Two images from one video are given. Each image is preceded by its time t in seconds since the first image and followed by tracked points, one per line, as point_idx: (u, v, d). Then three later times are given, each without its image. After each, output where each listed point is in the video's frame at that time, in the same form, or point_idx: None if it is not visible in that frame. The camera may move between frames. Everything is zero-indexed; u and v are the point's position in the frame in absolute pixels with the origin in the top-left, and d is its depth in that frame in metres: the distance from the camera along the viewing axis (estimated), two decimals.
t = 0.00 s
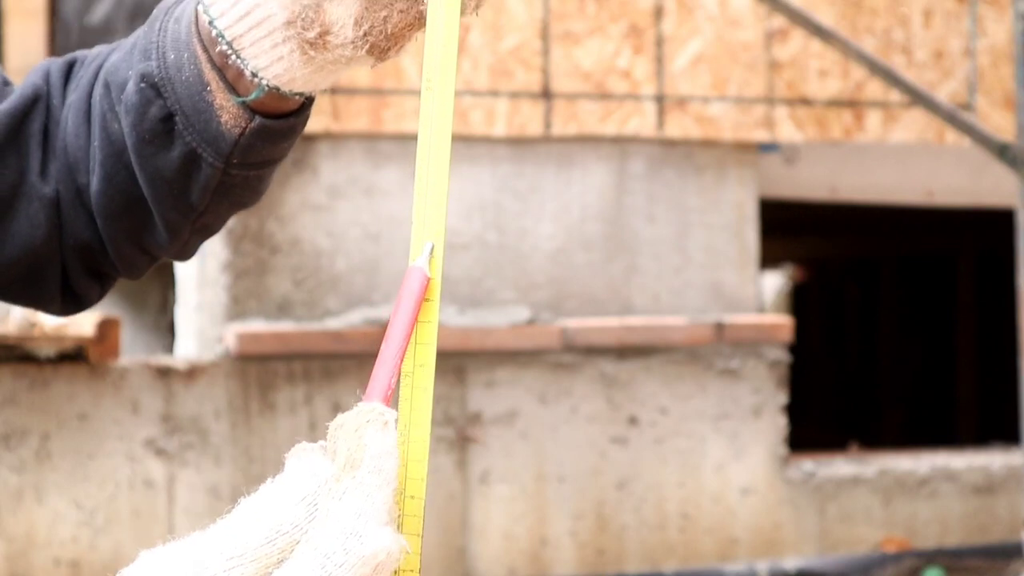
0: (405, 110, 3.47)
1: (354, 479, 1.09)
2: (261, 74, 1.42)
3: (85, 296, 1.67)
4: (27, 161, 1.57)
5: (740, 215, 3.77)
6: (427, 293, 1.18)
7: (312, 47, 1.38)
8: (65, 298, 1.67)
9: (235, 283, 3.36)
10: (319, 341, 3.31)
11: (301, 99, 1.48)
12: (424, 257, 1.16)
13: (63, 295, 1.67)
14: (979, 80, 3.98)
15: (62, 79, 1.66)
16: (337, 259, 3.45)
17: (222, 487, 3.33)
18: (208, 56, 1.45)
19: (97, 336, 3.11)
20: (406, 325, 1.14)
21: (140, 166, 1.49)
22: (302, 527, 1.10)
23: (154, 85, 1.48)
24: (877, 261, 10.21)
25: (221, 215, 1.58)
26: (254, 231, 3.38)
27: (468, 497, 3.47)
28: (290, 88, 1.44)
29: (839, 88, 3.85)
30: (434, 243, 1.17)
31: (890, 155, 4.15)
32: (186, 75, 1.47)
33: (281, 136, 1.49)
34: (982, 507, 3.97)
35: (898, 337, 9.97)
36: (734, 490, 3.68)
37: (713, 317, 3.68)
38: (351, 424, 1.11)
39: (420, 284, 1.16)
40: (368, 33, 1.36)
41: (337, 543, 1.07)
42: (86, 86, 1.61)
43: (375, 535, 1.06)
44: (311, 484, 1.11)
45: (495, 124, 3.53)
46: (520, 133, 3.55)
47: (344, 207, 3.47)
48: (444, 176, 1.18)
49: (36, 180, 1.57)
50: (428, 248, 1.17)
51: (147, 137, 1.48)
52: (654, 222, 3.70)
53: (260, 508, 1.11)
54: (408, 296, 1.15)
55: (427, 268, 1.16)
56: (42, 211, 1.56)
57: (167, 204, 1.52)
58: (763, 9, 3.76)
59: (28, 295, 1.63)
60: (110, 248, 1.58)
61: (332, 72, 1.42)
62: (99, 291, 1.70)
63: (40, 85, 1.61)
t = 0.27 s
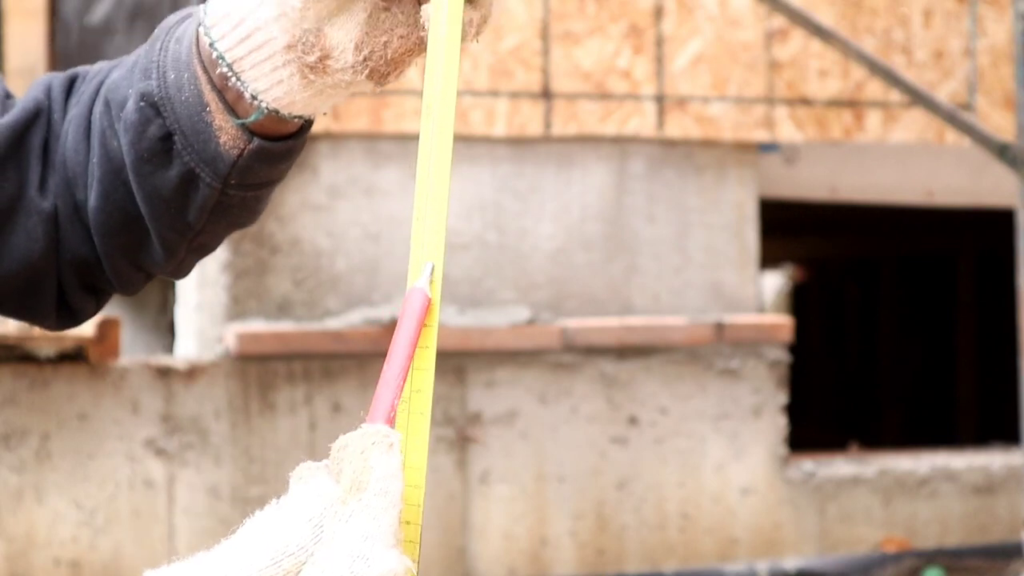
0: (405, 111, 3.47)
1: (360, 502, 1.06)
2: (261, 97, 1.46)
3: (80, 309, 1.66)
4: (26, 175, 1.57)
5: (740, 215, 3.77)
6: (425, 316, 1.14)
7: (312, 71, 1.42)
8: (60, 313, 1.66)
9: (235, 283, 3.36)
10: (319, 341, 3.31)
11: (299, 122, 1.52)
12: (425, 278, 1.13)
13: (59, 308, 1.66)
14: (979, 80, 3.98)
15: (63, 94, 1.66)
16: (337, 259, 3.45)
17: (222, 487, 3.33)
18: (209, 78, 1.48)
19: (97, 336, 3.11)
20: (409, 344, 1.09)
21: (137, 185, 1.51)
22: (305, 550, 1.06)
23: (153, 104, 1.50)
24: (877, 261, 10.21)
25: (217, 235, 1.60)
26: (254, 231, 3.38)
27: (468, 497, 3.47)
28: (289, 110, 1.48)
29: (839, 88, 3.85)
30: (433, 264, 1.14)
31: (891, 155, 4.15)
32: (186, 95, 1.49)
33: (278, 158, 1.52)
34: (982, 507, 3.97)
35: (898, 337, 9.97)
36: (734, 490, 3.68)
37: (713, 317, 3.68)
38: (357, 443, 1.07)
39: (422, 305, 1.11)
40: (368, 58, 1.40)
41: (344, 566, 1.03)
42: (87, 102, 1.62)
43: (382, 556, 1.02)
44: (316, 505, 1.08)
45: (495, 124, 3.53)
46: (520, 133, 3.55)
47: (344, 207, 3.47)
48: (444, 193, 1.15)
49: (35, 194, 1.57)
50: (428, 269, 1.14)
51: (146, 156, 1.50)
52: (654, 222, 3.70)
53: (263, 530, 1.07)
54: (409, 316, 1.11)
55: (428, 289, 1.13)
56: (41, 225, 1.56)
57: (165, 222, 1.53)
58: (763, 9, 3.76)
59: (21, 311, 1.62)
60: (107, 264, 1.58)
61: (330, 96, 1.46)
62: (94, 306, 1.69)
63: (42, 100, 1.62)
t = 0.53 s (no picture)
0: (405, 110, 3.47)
1: (365, 545, 1.13)
2: (268, 146, 1.64)
3: (75, 335, 1.90)
4: (28, 203, 1.75)
5: (740, 215, 3.77)
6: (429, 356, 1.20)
7: (320, 124, 1.62)
8: (51, 335, 1.88)
9: (235, 283, 3.36)
10: (319, 342, 3.31)
11: (302, 170, 1.72)
12: (429, 320, 1.20)
13: (52, 332, 1.88)
14: (979, 80, 3.99)
15: (67, 124, 1.85)
16: (337, 259, 3.45)
17: (222, 487, 3.33)
18: (216, 124, 1.67)
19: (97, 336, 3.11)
20: (412, 384, 1.16)
21: (140, 222, 1.69)
22: None
23: (158, 144, 1.68)
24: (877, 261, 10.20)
25: (212, 274, 1.81)
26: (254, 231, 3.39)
27: (468, 497, 3.47)
28: (295, 160, 1.67)
29: (839, 88, 3.85)
30: (436, 307, 1.22)
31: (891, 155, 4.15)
32: (191, 137, 1.67)
33: (280, 205, 1.71)
34: (982, 507, 3.97)
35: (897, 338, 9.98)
36: (734, 490, 3.68)
37: (713, 317, 3.68)
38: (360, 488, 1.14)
39: (426, 346, 1.18)
40: (375, 113, 1.63)
41: None
42: (93, 133, 1.81)
43: None
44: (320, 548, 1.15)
45: (495, 124, 3.54)
46: (520, 133, 3.55)
47: (344, 207, 3.47)
48: (449, 239, 1.23)
49: (36, 221, 1.75)
50: (433, 311, 1.21)
51: (150, 195, 1.68)
52: (654, 222, 3.70)
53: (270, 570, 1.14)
54: (413, 358, 1.17)
55: (432, 332, 1.20)
56: (39, 250, 1.74)
57: (164, 259, 1.72)
58: (763, 9, 3.76)
59: (20, 329, 1.82)
60: (104, 294, 1.79)
61: (335, 146, 1.66)
62: (89, 331, 1.93)
63: (48, 127, 1.81)
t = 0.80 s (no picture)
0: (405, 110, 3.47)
1: (348, 485, 1.19)
2: (264, 202, 1.61)
3: (61, 366, 1.83)
4: (24, 231, 1.71)
5: (740, 215, 3.77)
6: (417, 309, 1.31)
7: (317, 184, 1.59)
8: (39, 365, 1.81)
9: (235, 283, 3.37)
10: (319, 341, 3.30)
11: (298, 226, 1.69)
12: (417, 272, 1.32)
13: (38, 362, 1.80)
14: (979, 80, 3.98)
15: (69, 156, 1.81)
16: (337, 259, 3.45)
17: (222, 487, 3.33)
18: (214, 175, 1.63)
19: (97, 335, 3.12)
20: (399, 323, 1.26)
21: (133, 264, 1.66)
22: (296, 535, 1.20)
23: (156, 189, 1.65)
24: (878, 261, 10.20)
25: (202, 317, 1.77)
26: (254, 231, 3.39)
27: (468, 497, 3.48)
28: (291, 218, 1.64)
29: (839, 88, 3.85)
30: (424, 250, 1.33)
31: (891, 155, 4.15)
32: (189, 185, 1.63)
33: (274, 258, 1.68)
34: (982, 507, 3.97)
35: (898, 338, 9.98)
36: (734, 490, 3.68)
37: (713, 317, 3.68)
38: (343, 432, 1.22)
39: (410, 294, 1.29)
40: (373, 176, 1.62)
41: (332, 551, 1.14)
42: (94, 167, 1.77)
43: (367, 538, 1.15)
44: (302, 494, 1.21)
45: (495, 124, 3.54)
46: (520, 133, 3.55)
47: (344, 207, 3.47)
48: (436, 316, 1.30)
49: (30, 252, 1.70)
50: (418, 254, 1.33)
51: (144, 238, 1.65)
52: (654, 222, 3.70)
53: (251, 515, 1.21)
54: (399, 302, 1.28)
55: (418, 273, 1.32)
56: (32, 281, 1.69)
57: (155, 302, 1.69)
58: (763, 9, 3.76)
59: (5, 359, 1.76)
60: (93, 329, 1.75)
61: (330, 208, 1.64)
62: (74, 364, 1.87)
63: (49, 157, 1.76)
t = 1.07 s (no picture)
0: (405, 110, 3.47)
1: (343, 466, 1.11)
2: (258, 224, 1.50)
3: (54, 379, 1.69)
4: (18, 242, 1.59)
5: (740, 215, 3.78)
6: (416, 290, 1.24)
7: (310, 208, 1.49)
8: (32, 377, 1.67)
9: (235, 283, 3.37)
10: (320, 342, 3.29)
11: (291, 248, 1.57)
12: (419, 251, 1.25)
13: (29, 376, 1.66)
14: (979, 80, 3.98)
15: (68, 167, 1.68)
16: (337, 259, 3.45)
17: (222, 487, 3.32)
18: (210, 195, 1.52)
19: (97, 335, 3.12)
20: (401, 310, 1.18)
21: (126, 281, 1.54)
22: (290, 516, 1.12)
23: (151, 206, 1.54)
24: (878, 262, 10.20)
25: (197, 336, 1.65)
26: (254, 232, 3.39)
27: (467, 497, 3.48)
28: (285, 240, 1.53)
29: (839, 88, 3.85)
30: (428, 234, 1.27)
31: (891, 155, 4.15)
32: (185, 203, 1.53)
33: (268, 278, 1.56)
34: (982, 507, 3.97)
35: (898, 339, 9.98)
36: (734, 490, 3.68)
37: (713, 317, 3.68)
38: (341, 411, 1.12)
39: (413, 273, 1.22)
40: (367, 200, 1.53)
41: (326, 530, 1.08)
42: (92, 180, 1.64)
43: (361, 521, 1.09)
44: (299, 471, 1.12)
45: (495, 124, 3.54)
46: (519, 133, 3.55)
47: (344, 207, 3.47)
48: (424, 351, 1.23)
49: (25, 264, 1.58)
50: (422, 239, 1.26)
51: (138, 255, 1.54)
52: (654, 222, 3.70)
53: (246, 493, 1.13)
54: (402, 284, 1.21)
55: (422, 259, 1.25)
56: (25, 294, 1.57)
57: (148, 319, 1.57)
58: (763, 9, 3.76)
59: None
60: (85, 346, 1.62)
61: (323, 231, 1.54)
62: (68, 378, 1.72)
63: (46, 168, 1.64)
